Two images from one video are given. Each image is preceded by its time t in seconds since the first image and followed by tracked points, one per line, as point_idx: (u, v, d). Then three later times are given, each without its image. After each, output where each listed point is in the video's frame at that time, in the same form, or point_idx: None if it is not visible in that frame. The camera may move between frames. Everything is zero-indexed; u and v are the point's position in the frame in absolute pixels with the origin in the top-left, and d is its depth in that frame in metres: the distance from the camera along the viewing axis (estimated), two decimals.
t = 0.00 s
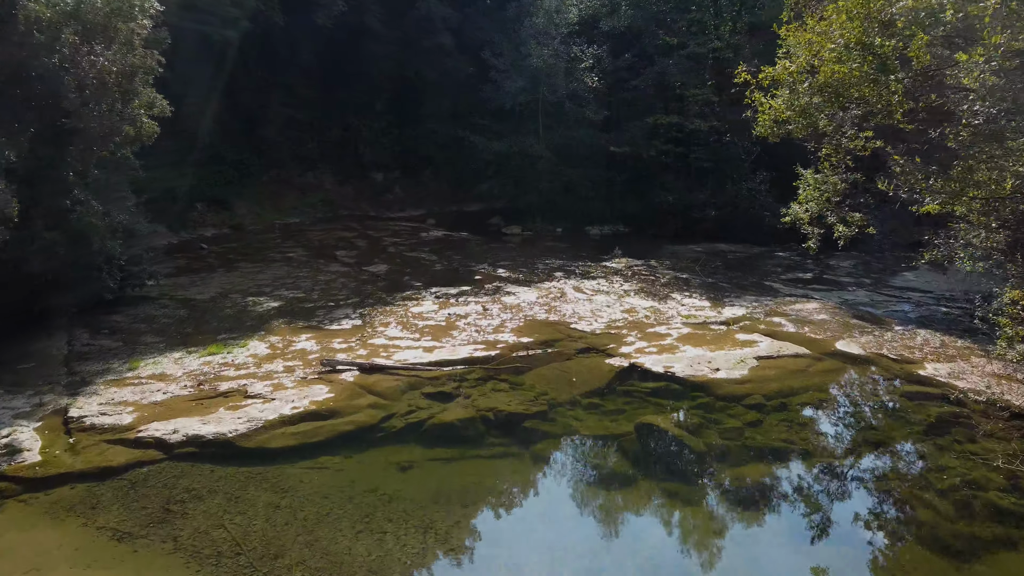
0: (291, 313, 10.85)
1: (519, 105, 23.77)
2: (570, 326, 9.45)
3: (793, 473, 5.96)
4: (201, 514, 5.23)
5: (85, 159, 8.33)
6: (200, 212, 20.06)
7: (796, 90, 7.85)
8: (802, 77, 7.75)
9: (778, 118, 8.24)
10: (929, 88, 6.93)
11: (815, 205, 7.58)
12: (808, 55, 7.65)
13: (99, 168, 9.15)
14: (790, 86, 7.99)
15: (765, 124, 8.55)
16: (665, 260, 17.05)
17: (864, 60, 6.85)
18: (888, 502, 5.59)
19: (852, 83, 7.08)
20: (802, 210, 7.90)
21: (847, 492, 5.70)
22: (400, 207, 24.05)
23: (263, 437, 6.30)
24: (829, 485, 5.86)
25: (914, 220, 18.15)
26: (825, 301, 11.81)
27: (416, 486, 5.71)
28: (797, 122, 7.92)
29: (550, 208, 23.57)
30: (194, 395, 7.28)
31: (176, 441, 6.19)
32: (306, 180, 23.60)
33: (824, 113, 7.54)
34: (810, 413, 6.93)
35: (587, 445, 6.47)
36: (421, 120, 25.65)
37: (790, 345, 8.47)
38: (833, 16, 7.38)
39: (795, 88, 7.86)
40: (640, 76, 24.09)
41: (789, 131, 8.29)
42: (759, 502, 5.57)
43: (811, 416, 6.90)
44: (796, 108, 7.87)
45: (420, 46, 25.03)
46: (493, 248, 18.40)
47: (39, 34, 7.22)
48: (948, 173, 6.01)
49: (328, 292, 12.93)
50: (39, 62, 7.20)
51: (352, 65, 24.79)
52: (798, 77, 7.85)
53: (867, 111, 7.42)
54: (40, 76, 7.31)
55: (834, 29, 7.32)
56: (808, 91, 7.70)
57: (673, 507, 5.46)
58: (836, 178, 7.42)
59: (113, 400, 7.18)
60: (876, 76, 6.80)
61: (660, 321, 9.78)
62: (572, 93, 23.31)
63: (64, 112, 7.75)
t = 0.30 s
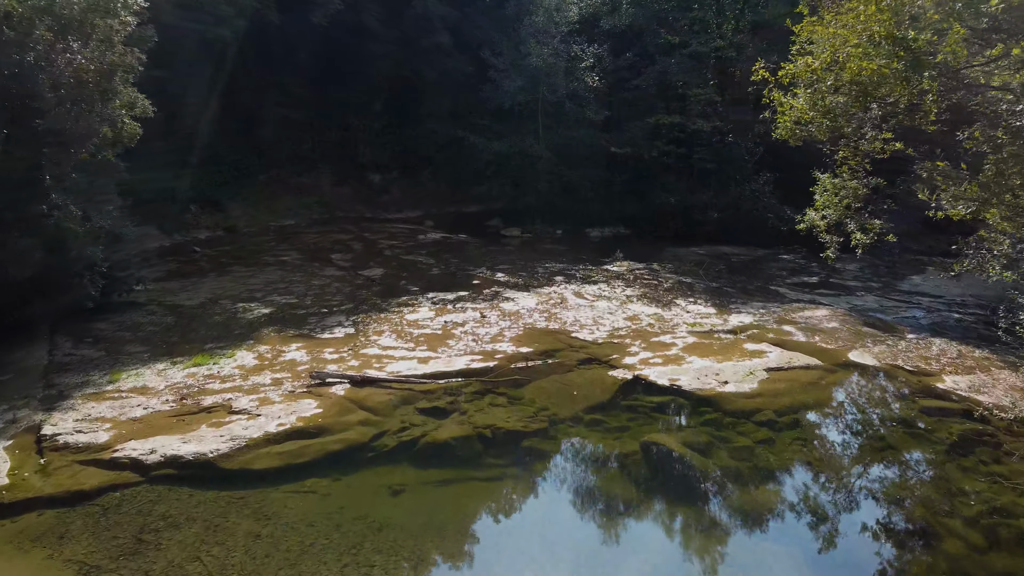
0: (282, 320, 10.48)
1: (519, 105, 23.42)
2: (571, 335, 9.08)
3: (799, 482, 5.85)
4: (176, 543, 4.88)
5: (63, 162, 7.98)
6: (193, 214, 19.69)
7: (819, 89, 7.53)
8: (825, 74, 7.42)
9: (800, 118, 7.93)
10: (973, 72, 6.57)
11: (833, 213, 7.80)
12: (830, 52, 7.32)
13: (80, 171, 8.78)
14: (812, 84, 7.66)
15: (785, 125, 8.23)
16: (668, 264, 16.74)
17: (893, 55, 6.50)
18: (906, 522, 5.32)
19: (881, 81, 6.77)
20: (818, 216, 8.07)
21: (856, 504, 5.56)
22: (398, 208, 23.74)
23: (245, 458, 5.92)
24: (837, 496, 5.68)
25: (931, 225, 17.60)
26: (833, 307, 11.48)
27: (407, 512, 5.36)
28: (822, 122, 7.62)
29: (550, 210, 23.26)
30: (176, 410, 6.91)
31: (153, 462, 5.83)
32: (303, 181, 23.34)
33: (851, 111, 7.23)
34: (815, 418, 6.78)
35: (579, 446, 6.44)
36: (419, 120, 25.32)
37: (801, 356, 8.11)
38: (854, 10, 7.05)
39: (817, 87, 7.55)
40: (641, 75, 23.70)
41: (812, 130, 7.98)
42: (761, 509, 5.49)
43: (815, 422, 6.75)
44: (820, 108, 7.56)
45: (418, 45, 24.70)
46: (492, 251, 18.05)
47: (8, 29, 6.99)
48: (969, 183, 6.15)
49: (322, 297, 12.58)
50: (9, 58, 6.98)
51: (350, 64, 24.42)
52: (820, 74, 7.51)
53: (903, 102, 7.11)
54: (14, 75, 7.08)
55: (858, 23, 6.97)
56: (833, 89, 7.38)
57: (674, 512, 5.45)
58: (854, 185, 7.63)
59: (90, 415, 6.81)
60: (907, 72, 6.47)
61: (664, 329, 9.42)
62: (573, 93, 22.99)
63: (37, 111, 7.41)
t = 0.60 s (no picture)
0: (271, 328, 10.10)
1: (518, 105, 23.06)
2: (572, 345, 8.71)
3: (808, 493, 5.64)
4: None
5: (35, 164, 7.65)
6: (187, 216, 19.36)
7: (846, 91, 8.49)
8: (853, 79, 8.46)
9: (828, 120, 8.82)
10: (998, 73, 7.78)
11: (853, 218, 8.92)
12: (858, 53, 8.38)
13: (53, 174, 8.36)
14: (840, 86, 8.59)
15: (813, 126, 9.08)
16: (670, 267, 16.41)
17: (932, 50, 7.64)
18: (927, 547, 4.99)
19: (917, 78, 7.88)
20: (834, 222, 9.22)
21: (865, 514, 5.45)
22: (396, 210, 23.43)
23: (226, 481, 5.55)
24: (843, 505, 5.61)
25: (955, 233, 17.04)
26: (842, 313, 11.14)
27: (400, 539, 5.03)
28: (853, 121, 8.55)
29: (550, 212, 22.94)
30: (155, 427, 6.55)
31: (126, 486, 5.46)
32: (299, 183, 23.05)
33: (882, 111, 8.25)
34: (817, 425, 6.60)
35: (574, 454, 6.27)
36: (418, 120, 25.00)
37: (813, 367, 7.75)
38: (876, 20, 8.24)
39: (845, 88, 8.52)
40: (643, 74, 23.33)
41: (839, 132, 8.84)
42: (765, 514, 5.40)
43: (819, 429, 6.58)
44: (851, 109, 8.51)
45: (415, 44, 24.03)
46: (491, 254, 17.70)
47: None
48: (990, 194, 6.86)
49: (315, 303, 12.23)
50: None
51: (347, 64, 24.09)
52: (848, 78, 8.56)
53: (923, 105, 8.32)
54: None
55: (890, 27, 8.09)
56: (863, 89, 8.38)
57: (676, 517, 5.43)
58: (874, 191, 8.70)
59: (64, 432, 6.45)
60: (946, 66, 7.64)
61: (669, 337, 9.06)
62: (572, 92, 22.50)
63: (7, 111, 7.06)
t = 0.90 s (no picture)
0: (261, 336, 9.75)
1: (518, 105, 22.69)
2: (574, 355, 8.34)
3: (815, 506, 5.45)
4: None
5: (10, 170, 7.28)
6: (180, 218, 19.03)
7: (881, 89, 8.30)
8: (889, 78, 8.24)
9: (862, 122, 8.64)
10: None
11: (879, 227, 8.96)
12: (890, 49, 8.12)
13: (27, 179, 7.95)
14: (875, 83, 8.37)
15: (844, 127, 8.97)
16: (673, 270, 16.07)
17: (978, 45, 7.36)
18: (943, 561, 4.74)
19: (959, 74, 7.68)
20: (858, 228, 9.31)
21: (872, 528, 5.25)
22: (393, 211, 23.11)
23: (204, 507, 5.19)
24: (851, 516, 5.44)
25: (980, 241, 16.41)
26: (852, 320, 10.79)
27: (390, 571, 4.67)
28: (889, 121, 8.38)
29: (550, 214, 22.63)
30: (133, 446, 6.18)
31: (97, 511, 5.10)
32: (295, 183, 22.78)
33: (922, 110, 8.06)
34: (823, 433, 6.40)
35: (574, 456, 6.16)
36: (416, 119, 24.68)
37: (825, 380, 7.40)
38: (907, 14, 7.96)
39: (880, 88, 8.32)
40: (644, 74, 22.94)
41: (873, 133, 8.75)
42: (768, 520, 5.26)
43: (824, 436, 6.39)
44: (886, 109, 8.31)
45: (413, 43, 23.89)
46: (489, 256, 17.34)
47: None
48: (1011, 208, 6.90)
49: (308, 308, 11.89)
50: None
51: (343, 63, 23.72)
52: (882, 77, 8.35)
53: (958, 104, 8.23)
54: None
55: (930, 17, 7.78)
56: (900, 87, 8.16)
57: (678, 523, 5.35)
58: (902, 197, 8.79)
59: (35, 452, 6.08)
60: (993, 62, 7.37)
61: (674, 346, 8.71)
62: (573, 92, 21.91)
63: None
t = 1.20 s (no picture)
0: (250, 345, 9.37)
1: (517, 106, 22.29)
2: (575, 367, 7.98)
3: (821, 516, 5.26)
4: None
5: None
6: (173, 221, 18.69)
7: (927, 87, 7.99)
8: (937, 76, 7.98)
9: (908, 124, 8.35)
10: None
11: (908, 238, 8.93)
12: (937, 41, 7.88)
13: None
14: (920, 80, 8.07)
15: (885, 130, 8.65)
16: (676, 274, 15.72)
17: None
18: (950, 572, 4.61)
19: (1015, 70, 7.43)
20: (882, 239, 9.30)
21: (881, 540, 5.05)
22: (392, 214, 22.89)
23: (180, 537, 4.82)
24: (858, 527, 5.24)
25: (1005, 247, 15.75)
26: (862, 328, 10.43)
27: None
28: (935, 123, 8.04)
29: (550, 216, 22.39)
30: (108, 467, 5.80)
31: (63, 543, 4.70)
32: (292, 183, 22.91)
33: (971, 110, 7.71)
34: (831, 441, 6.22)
35: (573, 461, 6.04)
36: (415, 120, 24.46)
37: (839, 394, 7.06)
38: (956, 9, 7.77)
39: (925, 85, 8.02)
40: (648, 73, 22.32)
41: (916, 138, 8.43)
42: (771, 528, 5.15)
43: (832, 443, 6.21)
44: (932, 110, 8.00)
45: (411, 43, 23.14)
46: (489, 260, 16.96)
47: None
48: None
49: (301, 315, 11.54)
50: None
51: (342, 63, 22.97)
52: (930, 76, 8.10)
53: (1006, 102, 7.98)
54: None
55: (983, 9, 7.51)
56: (949, 86, 7.87)
57: (678, 528, 5.19)
58: (933, 206, 8.66)
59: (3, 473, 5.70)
60: None
61: (680, 357, 8.34)
62: (573, 92, 21.53)
63: None
